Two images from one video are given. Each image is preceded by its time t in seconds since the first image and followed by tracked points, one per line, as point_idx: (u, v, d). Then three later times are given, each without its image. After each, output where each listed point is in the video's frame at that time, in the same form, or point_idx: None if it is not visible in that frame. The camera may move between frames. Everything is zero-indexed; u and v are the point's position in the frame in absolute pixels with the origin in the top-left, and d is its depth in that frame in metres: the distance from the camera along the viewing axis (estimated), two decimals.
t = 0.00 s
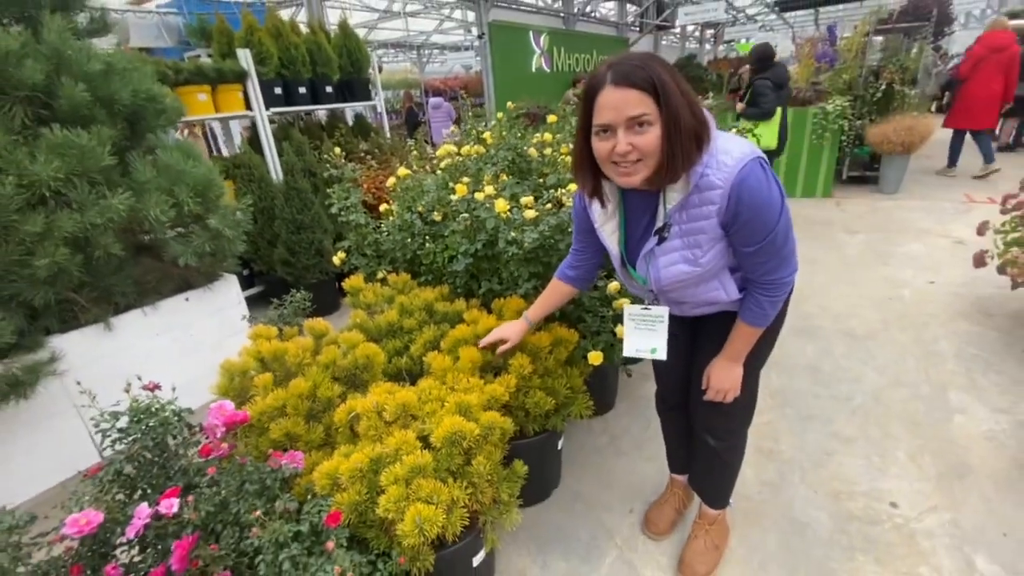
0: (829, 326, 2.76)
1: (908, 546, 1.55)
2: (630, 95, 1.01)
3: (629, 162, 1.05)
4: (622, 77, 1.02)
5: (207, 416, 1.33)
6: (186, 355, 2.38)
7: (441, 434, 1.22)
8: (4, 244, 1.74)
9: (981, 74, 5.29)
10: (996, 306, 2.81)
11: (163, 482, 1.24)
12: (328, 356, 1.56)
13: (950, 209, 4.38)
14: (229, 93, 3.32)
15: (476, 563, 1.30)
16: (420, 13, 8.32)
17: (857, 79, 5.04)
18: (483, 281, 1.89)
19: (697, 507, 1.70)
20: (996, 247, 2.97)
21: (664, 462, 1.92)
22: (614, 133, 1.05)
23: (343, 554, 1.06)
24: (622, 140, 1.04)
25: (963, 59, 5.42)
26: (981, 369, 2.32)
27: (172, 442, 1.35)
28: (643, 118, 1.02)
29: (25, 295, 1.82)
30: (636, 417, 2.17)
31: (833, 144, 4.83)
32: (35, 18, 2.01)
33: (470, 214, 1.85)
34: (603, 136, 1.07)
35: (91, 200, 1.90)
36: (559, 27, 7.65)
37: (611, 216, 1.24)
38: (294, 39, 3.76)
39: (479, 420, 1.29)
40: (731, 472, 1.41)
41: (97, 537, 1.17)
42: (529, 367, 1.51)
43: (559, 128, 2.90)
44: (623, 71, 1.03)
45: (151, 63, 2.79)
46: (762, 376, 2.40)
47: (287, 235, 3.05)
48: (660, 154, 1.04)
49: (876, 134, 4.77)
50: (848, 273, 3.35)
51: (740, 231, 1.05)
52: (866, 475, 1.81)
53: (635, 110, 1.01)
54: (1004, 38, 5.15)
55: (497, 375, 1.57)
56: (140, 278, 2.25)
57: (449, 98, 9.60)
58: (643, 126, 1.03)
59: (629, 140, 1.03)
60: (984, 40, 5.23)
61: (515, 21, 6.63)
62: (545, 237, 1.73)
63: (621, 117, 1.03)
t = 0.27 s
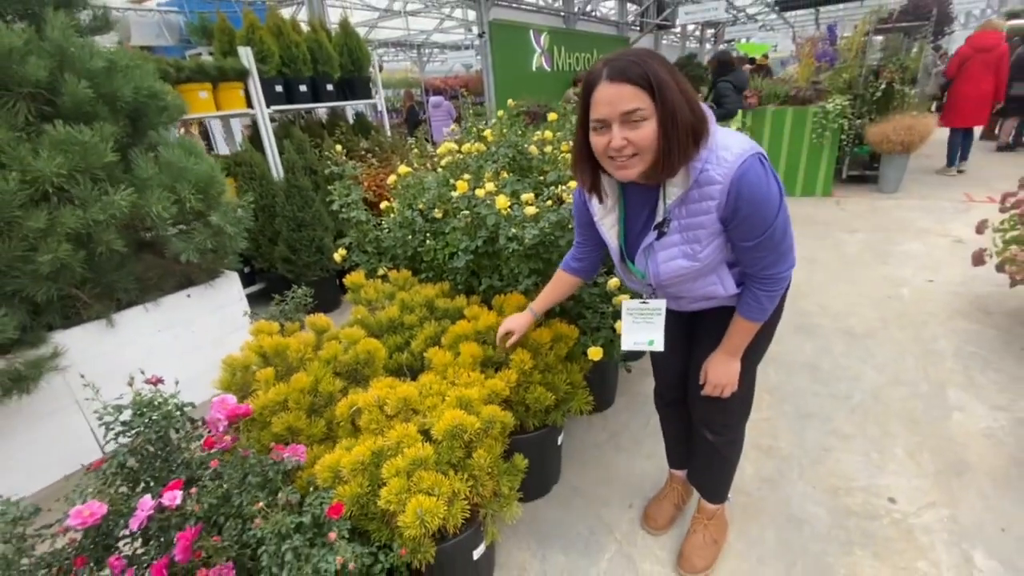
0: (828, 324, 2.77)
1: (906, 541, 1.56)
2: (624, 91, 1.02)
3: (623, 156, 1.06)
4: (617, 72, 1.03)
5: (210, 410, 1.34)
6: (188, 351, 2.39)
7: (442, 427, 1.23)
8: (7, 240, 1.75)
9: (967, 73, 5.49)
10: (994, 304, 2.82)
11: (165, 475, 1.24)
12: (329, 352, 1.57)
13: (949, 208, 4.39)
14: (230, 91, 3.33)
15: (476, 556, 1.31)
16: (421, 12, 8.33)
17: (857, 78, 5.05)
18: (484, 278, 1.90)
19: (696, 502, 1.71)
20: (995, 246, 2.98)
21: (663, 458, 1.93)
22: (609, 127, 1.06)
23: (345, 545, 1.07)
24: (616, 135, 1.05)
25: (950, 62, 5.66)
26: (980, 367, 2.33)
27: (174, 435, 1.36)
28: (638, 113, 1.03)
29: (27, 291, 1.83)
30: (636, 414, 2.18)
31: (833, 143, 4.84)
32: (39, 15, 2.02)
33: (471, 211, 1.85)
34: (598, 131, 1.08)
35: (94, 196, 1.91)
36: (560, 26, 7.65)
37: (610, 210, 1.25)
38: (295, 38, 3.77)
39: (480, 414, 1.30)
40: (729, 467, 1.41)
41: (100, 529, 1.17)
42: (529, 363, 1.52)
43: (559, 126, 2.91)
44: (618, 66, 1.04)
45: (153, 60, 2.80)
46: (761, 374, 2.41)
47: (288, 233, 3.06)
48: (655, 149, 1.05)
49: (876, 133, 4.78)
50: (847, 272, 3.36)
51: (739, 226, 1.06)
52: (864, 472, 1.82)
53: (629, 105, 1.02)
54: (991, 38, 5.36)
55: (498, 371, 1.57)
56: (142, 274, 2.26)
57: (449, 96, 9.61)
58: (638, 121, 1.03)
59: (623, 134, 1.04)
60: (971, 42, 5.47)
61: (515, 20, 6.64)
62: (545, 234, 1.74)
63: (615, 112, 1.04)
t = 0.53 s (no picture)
0: (829, 323, 2.78)
1: (907, 540, 1.56)
2: (596, 103, 1.02)
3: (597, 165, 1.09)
4: (593, 82, 1.02)
5: (213, 408, 1.34)
6: (191, 349, 2.40)
7: (445, 425, 1.24)
8: (10, 238, 1.75)
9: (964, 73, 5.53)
10: (996, 304, 2.82)
11: (169, 472, 1.25)
12: (332, 350, 1.58)
13: (950, 207, 4.39)
14: (231, 90, 3.33)
15: (478, 554, 1.32)
16: (422, 10, 8.33)
17: (858, 77, 5.05)
18: (486, 277, 1.91)
19: (697, 500, 1.71)
20: (996, 245, 2.99)
21: (664, 457, 1.93)
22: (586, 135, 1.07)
23: (349, 542, 1.08)
24: (591, 143, 1.07)
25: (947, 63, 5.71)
26: (981, 366, 2.33)
27: (177, 433, 1.36)
28: (608, 126, 1.02)
29: (30, 289, 1.83)
30: (637, 413, 2.18)
31: (835, 142, 4.84)
32: (41, 13, 2.02)
33: (473, 209, 1.85)
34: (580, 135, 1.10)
35: (96, 194, 1.92)
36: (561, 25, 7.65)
37: (613, 205, 1.25)
38: (297, 36, 3.76)
39: (482, 412, 1.31)
40: (730, 465, 1.42)
41: (105, 526, 1.18)
42: (532, 361, 1.52)
43: (560, 125, 2.91)
44: (597, 73, 1.03)
45: (155, 59, 2.80)
46: (763, 373, 2.41)
47: (290, 231, 3.06)
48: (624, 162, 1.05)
49: (877, 132, 4.78)
50: (848, 271, 3.36)
51: (742, 226, 1.06)
52: (865, 471, 1.82)
53: (599, 118, 1.02)
54: (987, 40, 5.41)
55: (500, 369, 1.57)
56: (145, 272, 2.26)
57: (450, 95, 9.61)
58: (610, 133, 1.04)
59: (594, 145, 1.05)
60: (968, 43, 5.52)
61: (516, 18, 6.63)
62: (548, 233, 1.74)
63: (588, 123, 1.05)
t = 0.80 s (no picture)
0: (831, 321, 2.77)
1: (909, 537, 1.56)
2: (587, 109, 1.04)
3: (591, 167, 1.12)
4: (585, 87, 1.03)
5: (214, 404, 1.33)
6: (192, 345, 2.39)
7: (447, 422, 1.24)
8: (10, 234, 1.75)
9: (967, 69, 5.49)
10: (997, 301, 2.82)
11: (171, 468, 1.25)
12: (333, 346, 1.57)
13: (952, 205, 4.39)
14: (232, 86, 3.32)
15: (480, 551, 1.31)
16: (423, 7, 8.31)
17: (859, 74, 5.04)
18: (487, 273, 1.90)
19: (698, 497, 1.71)
20: (998, 243, 2.98)
21: (666, 454, 1.93)
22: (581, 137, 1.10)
23: (352, 539, 1.08)
24: (586, 145, 1.10)
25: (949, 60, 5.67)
26: (982, 363, 2.33)
27: (178, 429, 1.36)
28: (598, 132, 1.04)
29: (30, 285, 1.82)
30: (638, 410, 2.18)
31: (836, 139, 4.83)
32: (41, 8, 2.01)
33: (475, 206, 1.85)
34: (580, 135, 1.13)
35: (97, 190, 1.91)
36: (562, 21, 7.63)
37: (614, 202, 1.24)
38: (297, 32, 3.75)
39: (485, 408, 1.31)
40: (732, 462, 1.42)
41: (106, 523, 1.17)
42: (533, 358, 1.52)
43: (562, 122, 2.91)
44: (590, 78, 1.04)
45: (155, 54, 2.79)
46: (764, 370, 2.41)
47: (290, 228, 3.06)
48: (612, 168, 1.07)
49: (879, 129, 4.77)
50: (849, 268, 3.36)
51: (745, 224, 1.06)
52: (867, 468, 1.82)
53: (590, 124, 1.04)
54: (990, 36, 5.41)
55: (501, 366, 1.57)
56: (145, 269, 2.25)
57: (451, 92, 9.59)
58: (600, 138, 1.06)
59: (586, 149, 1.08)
60: (971, 39, 5.51)
61: (517, 14, 6.61)
62: (550, 229, 1.74)
63: (581, 126, 1.07)
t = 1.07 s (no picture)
0: (831, 319, 2.78)
1: (909, 534, 1.57)
2: (583, 114, 1.03)
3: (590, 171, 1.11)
4: (580, 91, 1.02)
5: (214, 401, 1.33)
6: (191, 342, 2.39)
7: (448, 419, 1.23)
8: (8, 230, 1.74)
9: (966, 67, 5.51)
10: (997, 299, 2.82)
11: (171, 466, 1.24)
12: (333, 343, 1.57)
13: (952, 203, 4.39)
14: (230, 82, 3.31)
15: (481, 548, 1.31)
16: (422, 4, 8.29)
17: (860, 72, 5.03)
18: (488, 271, 1.90)
19: (699, 495, 1.71)
20: (998, 241, 2.98)
21: (666, 451, 1.93)
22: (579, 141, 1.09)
23: (352, 536, 1.08)
24: (584, 150, 1.09)
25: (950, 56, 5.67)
26: (982, 362, 2.33)
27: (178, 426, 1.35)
28: (594, 137, 1.04)
29: (29, 282, 1.82)
30: (638, 407, 2.19)
31: (836, 137, 4.83)
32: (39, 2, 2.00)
33: (475, 203, 1.85)
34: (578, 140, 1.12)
35: (95, 186, 1.90)
36: (562, 18, 7.61)
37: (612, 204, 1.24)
38: (296, 28, 3.74)
39: (485, 406, 1.31)
40: (733, 460, 1.42)
41: (105, 520, 1.17)
42: (534, 355, 1.51)
43: (562, 119, 2.90)
44: (585, 82, 1.02)
45: (153, 50, 2.78)
46: (764, 368, 2.41)
47: (290, 225, 3.05)
48: (610, 173, 1.06)
49: (879, 127, 4.77)
50: (849, 266, 3.36)
51: (745, 225, 1.06)
52: (867, 466, 1.83)
53: (586, 129, 1.03)
54: (990, 34, 5.41)
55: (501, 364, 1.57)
56: (144, 265, 2.24)
57: (450, 89, 9.57)
58: (597, 143, 1.05)
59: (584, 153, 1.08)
60: (972, 36, 5.50)
61: (517, 11, 6.59)
62: (550, 227, 1.74)
63: (577, 131, 1.07)
